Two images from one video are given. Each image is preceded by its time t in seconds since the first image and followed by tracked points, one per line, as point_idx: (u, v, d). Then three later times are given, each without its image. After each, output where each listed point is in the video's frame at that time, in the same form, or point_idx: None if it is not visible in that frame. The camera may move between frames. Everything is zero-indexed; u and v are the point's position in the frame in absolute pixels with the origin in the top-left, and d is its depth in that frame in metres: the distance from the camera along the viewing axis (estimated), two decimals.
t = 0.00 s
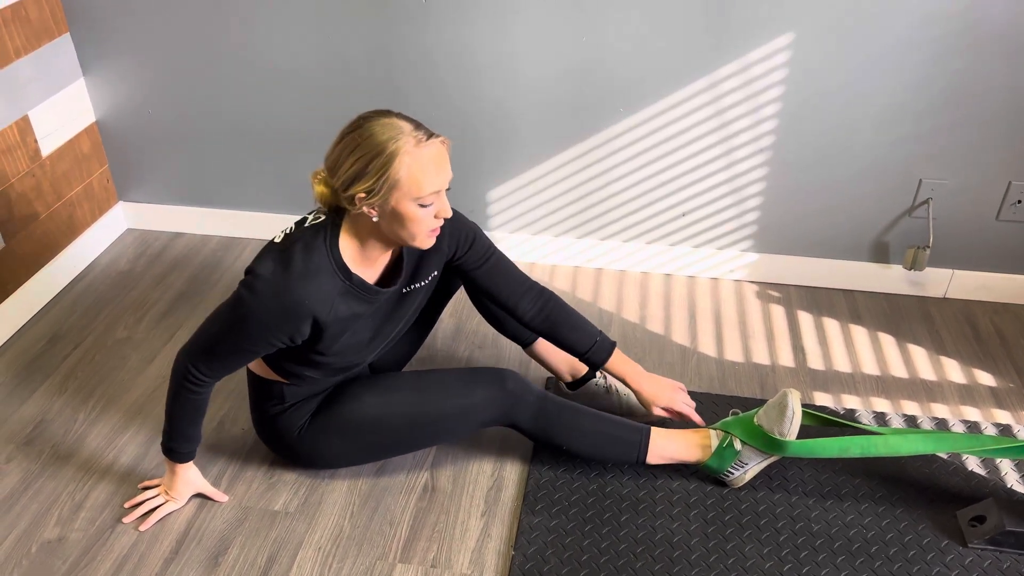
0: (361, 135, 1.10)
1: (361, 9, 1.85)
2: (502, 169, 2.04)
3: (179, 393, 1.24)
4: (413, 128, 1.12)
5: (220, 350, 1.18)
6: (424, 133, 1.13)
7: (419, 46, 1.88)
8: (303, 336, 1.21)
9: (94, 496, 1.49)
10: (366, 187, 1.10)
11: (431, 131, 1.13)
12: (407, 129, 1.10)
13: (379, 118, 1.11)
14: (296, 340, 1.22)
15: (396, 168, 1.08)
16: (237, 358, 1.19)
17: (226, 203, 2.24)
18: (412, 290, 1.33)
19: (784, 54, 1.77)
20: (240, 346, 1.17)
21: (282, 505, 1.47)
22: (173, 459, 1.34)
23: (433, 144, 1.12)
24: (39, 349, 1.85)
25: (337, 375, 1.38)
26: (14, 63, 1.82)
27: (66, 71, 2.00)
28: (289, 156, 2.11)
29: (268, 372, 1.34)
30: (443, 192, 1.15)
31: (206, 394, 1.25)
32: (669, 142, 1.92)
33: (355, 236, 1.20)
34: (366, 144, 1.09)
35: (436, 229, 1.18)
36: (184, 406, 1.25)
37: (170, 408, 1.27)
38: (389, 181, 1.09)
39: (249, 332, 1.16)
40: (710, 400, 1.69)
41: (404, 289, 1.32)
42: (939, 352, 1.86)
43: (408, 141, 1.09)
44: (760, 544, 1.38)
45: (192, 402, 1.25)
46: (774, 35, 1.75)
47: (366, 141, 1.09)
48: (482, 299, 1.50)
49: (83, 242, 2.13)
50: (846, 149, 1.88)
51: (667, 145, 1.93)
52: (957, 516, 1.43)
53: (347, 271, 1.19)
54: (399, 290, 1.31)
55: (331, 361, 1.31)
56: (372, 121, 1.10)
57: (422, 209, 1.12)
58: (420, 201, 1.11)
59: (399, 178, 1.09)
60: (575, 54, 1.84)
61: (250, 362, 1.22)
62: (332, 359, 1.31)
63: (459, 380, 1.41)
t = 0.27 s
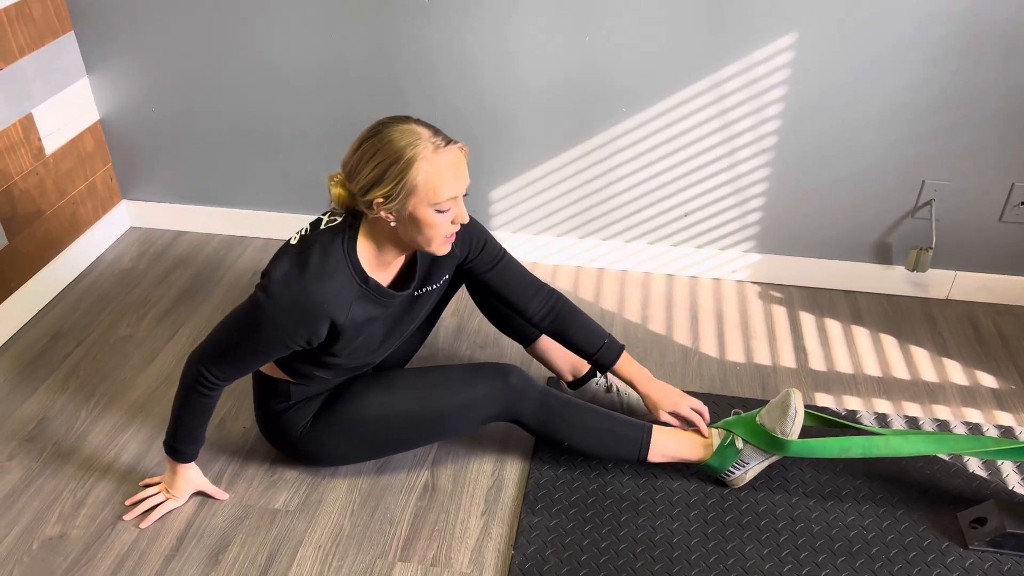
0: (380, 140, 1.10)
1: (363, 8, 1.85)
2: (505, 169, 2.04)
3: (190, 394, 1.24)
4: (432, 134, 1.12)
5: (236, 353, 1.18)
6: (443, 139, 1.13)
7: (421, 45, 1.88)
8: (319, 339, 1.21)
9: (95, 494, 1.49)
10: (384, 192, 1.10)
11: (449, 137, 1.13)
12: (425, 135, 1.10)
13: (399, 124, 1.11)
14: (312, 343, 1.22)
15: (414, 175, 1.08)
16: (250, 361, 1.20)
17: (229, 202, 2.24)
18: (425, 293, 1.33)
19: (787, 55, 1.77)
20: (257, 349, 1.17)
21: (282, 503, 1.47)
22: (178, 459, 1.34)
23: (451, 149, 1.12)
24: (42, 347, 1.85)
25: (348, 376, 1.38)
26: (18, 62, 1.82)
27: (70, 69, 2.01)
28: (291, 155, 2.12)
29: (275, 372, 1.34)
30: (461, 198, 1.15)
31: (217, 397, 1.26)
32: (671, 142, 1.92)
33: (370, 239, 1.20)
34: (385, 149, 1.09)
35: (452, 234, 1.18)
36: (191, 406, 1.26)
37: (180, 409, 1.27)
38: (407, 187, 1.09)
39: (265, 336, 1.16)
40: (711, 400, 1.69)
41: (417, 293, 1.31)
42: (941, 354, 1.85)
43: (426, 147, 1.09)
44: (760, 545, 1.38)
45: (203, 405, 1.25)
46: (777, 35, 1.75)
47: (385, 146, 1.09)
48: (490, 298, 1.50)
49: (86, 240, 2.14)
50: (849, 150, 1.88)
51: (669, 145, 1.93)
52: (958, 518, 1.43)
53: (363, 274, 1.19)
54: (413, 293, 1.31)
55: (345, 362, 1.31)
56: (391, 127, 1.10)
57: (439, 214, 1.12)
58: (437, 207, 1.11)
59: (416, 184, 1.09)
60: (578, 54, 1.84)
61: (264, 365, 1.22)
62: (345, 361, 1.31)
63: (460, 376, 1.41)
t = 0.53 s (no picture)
0: (374, 128, 1.11)
1: (365, 8, 1.85)
2: (507, 169, 2.04)
3: (191, 389, 1.24)
4: (426, 122, 1.12)
5: (235, 344, 1.18)
6: (437, 127, 1.13)
7: (424, 45, 1.88)
8: (317, 330, 1.21)
9: (96, 492, 1.49)
10: (377, 179, 1.10)
11: (443, 126, 1.13)
12: (419, 122, 1.11)
13: (393, 113, 1.12)
14: (310, 334, 1.22)
15: (406, 161, 1.08)
16: (250, 355, 1.20)
17: (231, 201, 2.24)
18: (424, 288, 1.33)
19: (789, 55, 1.77)
20: (256, 339, 1.17)
21: (282, 501, 1.47)
22: (180, 458, 1.35)
23: (445, 137, 1.12)
24: (44, 345, 1.86)
25: (347, 371, 1.38)
26: (21, 60, 1.83)
27: (73, 68, 2.01)
28: (293, 154, 2.12)
29: (275, 368, 1.35)
30: (456, 187, 1.15)
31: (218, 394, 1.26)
32: (673, 142, 1.92)
33: (368, 231, 1.20)
34: (378, 136, 1.09)
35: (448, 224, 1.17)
36: (192, 403, 1.26)
37: (181, 403, 1.27)
38: (399, 173, 1.09)
39: (263, 326, 1.16)
40: (712, 401, 1.69)
41: (415, 286, 1.31)
42: (943, 355, 1.85)
43: (420, 133, 1.09)
44: (760, 546, 1.38)
45: (204, 403, 1.26)
46: (779, 35, 1.75)
47: (379, 133, 1.10)
48: (487, 299, 1.50)
49: (88, 239, 2.14)
50: (851, 151, 1.87)
51: (671, 145, 1.92)
52: (958, 519, 1.42)
53: (361, 266, 1.19)
54: (411, 288, 1.31)
55: (342, 356, 1.31)
56: (385, 115, 1.11)
57: (432, 202, 1.12)
58: (430, 194, 1.11)
59: (409, 170, 1.09)
60: (580, 53, 1.84)
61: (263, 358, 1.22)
62: (343, 354, 1.31)
63: (460, 375, 1.41)
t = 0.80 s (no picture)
0: (361, 117, 1.12)
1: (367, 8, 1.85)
2: (508, 169, 2.04)
3: (190, 386, 1.25)
4: (412, 111, 1.13)
5: (231, 339, 1.19)
6: (424, 115, 1.13)
7: (426, 45, 1.88)
8: (310, 325, 1.21)
9: (97, 491, 1.49)
10: (362, 165, 1.10)
11: (431, 114, 1.14)
12: (404, 109, 1.11)
13: (380, 103, 1.13)
14: (305, 330, 1.22)
15: (388, 143, 1.08)
16: (246, 351, 1.20)
17: (233, 201, 2.25)
18: (421, 287, 1.32)
19: (791, 55, 1.76)
20: (251, 335, 1.18)
21: (283, 501, 1.47)
22: (180, 457, 1.35)
23: (431, 124, 1.12)
24: (46, 344, 1.86)
25: (346, 370, 1.37)
26: (24, 60, 1.83)
27: (76, 68, 2.02)
28: (295, 154, 2.12)
29: (274, 367, 1.35)
30: (444, 174, 1.13)
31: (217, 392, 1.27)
32: (674, 142, 1.92)
33: (363, 225, 1.20)
34: (362, 124, 1.11)
35: (440, 214, 1.15)
36: (191, 401, 1.26)
37: (179, 400, 1.27)
38: (382, 156, 1.09)
39: (259, 321, 1.16)
40: (713, 402, 1.69)
41: (412, 286, 1.31)
42: (945, 357, 1.84)
43: (403, 119, 1.10)
44: (761, 547, 1.38)
45: (202, 400, 1.26)
46: (781, 36, 1.74)
47: (362, 121, 1.11)
48: (488, 304, 1.50)
49: (91, 238, 2.14)
50: (853, 151, 1.87)
51: (672, 145, 1.92)
52: (960, 521, 1.42)
53: (356, 262, 1.18)
54: (408, 287, 1.30)
55: (340, 354, 1.31)
56: (372, 104, 1.12)
57: (417, 187, 1.11)
58: (414, 178, 1.10)
59: (390, 154, 1.08)
60: (582, 53, 1.84)
61: (260, 355, 1.22)
62: (340, 352, 1.31)
63: (460, 375, 1.41)
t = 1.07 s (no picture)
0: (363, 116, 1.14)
1: (369, 8, 1.85)
2: (510, 169, 2.04)
3: (189, 386, 1.25)
4: (411, 111, 1.13)
5: (228, 338, 1.19)
6: (422, 116, 1.13)
7: (428, 45, 1.88)
8: (308, 326, 1.21)
9: (100, 490, 1.50)
10: (352, 157, 1.11)
11: (429, 115, 1.13)
12: (401, 108, 1.12)
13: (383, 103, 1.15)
14: (302, 330, 1.22)
15: (373, 136, 1.08)
16: (243, 350, 1.20)
17: (235, 201, 2.25)
18: (420, 289, 1.32)
19: (793, 55, 1.76)
20: (249, 335, 1.18)
21: (285, 501, 1.47)
22: (179, 455, 1.35)
23: (425, 123, 1.11)
24: (48, 344, 1.86)
25: (345, 371, 1.37)
26: (27, 61, 1.83)
27: (79, 68, 2.02)
28: (297, 154, 2.12)
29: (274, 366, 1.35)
30: (432, 174, 1.10)
31: (216, 391, 1.27)
32: (676, 143, 1.92)
33: (359, 224, 1.19)
34: (360, 120, 1.12)
35: (423, 215, 1.11)
36: (190, 400, 1.26)
37: (178, 400, 1.27)
38: (367, 148, 1.09)
39: (256, 321, 1.16)
40: (715, 402, 1.69)
41: (411, 287, 1.30)
42: (948, 357, 1.84)
43: (394, 115, 1.10)
44: (763, 547, 1.38)
45: (201, 399, 1.26)
46: (783, 36, 1.74)
47: (361, 118, 1.13)
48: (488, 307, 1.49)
49: (93, 239, 2.15)
50: (856, 152, 1.87)
51: (674, 146, 1.92)
52: (962, 522, 1.42)
53: (353, 263, 1.18)
54: (407, 289, 1.30)
55: (338, 355, 1.31)
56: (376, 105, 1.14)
57: (399, 182, 1.09)
58: (396, 172, 1.08)
59: (373, 147, 1.08)
60: (583, 53, 1.84)
61: (258, 354, 1.22)
62: (338, 354, 1.31)
63: (460, 377, 1.41)
